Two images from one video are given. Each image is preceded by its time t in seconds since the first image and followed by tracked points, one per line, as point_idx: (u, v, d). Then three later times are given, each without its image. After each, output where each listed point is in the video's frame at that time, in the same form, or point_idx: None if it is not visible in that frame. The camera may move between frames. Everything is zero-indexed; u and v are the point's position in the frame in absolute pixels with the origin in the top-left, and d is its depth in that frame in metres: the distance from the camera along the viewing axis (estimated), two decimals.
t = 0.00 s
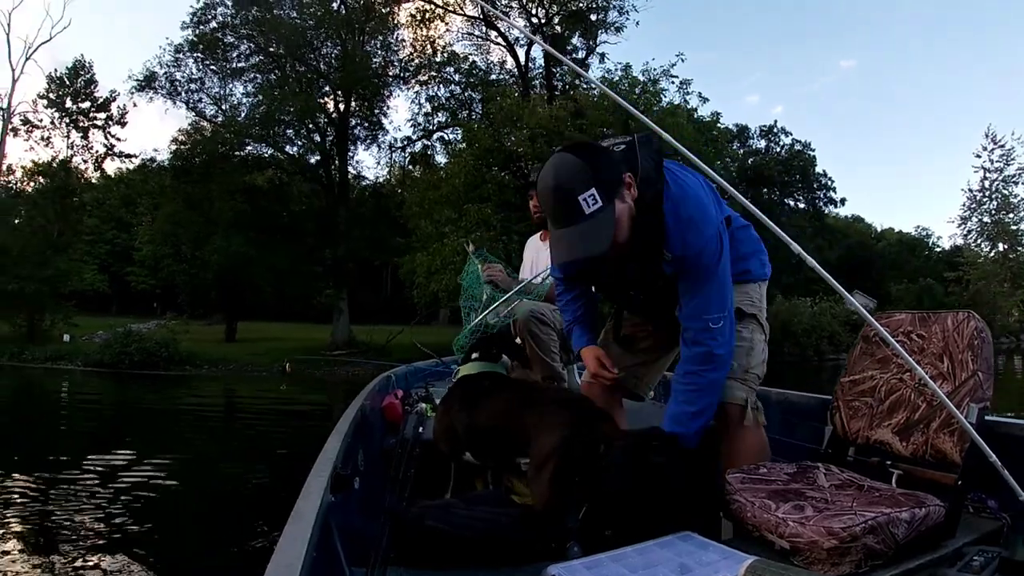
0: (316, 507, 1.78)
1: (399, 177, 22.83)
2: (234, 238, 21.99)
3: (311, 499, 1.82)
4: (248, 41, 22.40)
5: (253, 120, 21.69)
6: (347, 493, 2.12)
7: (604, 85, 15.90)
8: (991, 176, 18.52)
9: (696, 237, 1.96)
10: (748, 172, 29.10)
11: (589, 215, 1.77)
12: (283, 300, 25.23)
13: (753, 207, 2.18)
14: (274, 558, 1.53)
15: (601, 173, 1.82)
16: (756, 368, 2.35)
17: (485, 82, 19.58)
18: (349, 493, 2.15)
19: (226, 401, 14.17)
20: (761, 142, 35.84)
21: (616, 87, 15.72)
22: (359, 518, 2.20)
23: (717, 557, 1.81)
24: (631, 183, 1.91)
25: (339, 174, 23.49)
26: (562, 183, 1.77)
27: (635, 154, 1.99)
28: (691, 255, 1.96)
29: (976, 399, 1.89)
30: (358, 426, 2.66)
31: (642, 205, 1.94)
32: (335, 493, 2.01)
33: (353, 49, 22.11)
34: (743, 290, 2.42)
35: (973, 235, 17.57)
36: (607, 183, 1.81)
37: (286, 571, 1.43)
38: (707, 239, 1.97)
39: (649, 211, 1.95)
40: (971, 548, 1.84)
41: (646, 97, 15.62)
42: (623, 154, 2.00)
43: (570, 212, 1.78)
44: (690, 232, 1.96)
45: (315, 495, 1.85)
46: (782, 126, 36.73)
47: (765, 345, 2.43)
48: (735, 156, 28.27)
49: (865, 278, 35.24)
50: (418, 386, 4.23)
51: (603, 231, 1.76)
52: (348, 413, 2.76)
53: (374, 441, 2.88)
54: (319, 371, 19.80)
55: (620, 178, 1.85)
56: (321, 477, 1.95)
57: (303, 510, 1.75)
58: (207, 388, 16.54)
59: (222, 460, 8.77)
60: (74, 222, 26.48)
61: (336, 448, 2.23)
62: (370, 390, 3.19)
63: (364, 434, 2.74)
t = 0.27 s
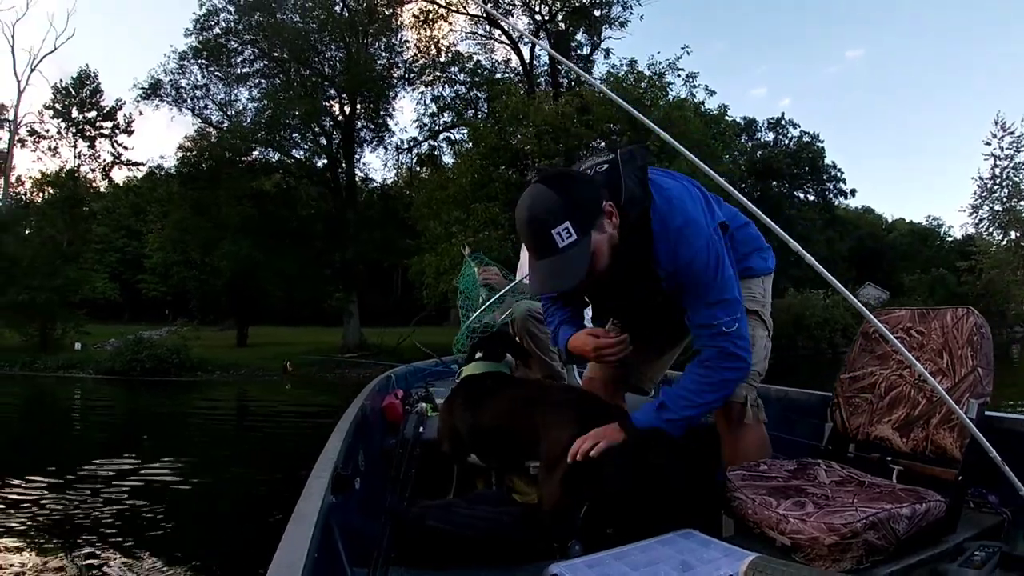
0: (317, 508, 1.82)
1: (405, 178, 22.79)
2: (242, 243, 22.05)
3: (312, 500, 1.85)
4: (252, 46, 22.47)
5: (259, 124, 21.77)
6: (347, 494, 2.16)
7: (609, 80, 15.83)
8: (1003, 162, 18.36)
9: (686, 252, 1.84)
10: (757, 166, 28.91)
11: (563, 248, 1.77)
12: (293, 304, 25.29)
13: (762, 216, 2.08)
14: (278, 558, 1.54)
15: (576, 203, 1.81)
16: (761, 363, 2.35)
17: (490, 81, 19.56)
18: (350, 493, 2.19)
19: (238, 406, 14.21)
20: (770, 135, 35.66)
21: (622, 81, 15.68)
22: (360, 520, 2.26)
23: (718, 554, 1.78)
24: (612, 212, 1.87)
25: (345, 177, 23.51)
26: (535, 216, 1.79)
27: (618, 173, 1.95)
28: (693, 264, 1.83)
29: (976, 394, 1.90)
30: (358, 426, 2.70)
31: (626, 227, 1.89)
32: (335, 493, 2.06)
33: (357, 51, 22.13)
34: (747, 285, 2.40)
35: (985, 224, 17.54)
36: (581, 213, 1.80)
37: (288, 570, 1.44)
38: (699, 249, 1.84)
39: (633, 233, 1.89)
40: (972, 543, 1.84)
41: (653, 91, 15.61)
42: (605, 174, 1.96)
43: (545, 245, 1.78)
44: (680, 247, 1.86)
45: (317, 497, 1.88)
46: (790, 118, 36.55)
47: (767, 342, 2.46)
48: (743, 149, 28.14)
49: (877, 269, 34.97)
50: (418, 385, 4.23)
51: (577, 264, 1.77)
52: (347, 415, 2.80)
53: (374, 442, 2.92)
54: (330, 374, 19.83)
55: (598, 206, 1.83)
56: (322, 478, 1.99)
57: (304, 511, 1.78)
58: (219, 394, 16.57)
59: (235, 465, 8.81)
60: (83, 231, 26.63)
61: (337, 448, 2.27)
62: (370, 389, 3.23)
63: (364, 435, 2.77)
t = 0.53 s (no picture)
0: (323, 514, 1.86)
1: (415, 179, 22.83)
2: (253, 244, 22.13)
3: (316, 506, 1.88)
4: (262, 47, 22.55)
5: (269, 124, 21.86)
6: (351, 497, 2.18)
7: (620, 78, 15.78)
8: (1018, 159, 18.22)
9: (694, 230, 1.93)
10: (768, 164, 28.78)
11: (563, 244, 1.78)
12: (304, 305, 25.35)
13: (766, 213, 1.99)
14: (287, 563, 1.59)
15: (572, 200, 1.81)
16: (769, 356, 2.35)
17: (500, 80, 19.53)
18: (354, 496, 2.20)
19: (250, 407, 14.27)
20: (782, 133, 35.46)
21: (633, 79, 15.66)
22: (364, 524, 2.29)
23: (724, 546, 1.76)
24: (610, 207, 1.91)
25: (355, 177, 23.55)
26: (533, 215, 1.80)
27: (609, 164, 1.99)
28: (704, 241, 1.93)
29: (977, 380, 1.98)
30: (360, 429, 2.72)
31: (626, 219, 1.94)
32: (341, 497, 2.09)
33: (366, 52, 22.17)
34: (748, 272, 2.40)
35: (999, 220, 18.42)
36: (579, 209, 1.81)
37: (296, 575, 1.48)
38: (705, 220, 1.94)
39: (632, 223, 1.94)
40: (977, 529, 1.85)
41: (664, 88, 15.59)
42: (597, 166, 2.00)
43: (545, 243, 1.79)
44: (687, 226, 1.94)
45: (320, 503, 1.90)
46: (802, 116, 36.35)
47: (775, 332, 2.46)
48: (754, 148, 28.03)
49: (890, 268, 34.72)
50: (419, 385, 4.26)
51: (578, 259, 1.78)
52: (349, 418, 2.81)
53: (376, 444, 2.93)
54: (341, 375, 19.86)
55: (597, 202, 1.85)
56: (326, 483, 2.04)
57: (310, 516, 1.81)
58: (230, 395, 16.63)
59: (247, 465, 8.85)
60: (94, 233, 26.78)
61: (339, 453, 2.30)
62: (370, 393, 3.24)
63: (366, 437, 2.77)
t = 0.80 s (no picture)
0: (322, 516, 1.86)
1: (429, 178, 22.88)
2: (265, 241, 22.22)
3: (318, 507, 1.91)
4: (277, 46, 22.60)
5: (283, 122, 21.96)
6: (352, 497, 2.21)
7: (636, 79, 15.70)
8: None
9: (698, 216, 2.05)
10: (783, 167, 28.65)
11: (562, 264, 1.80)
12: (315, 303, 25.43)
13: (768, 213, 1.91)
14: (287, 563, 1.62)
15: (571, 217, 1.82)
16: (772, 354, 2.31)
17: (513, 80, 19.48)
18: (355, 496, 2.23)
19: (262, 404, 14.33)
20: (797, 135, 35.23)
21: (648, 79, 15.59)
22: (367, 526, 2.31)
23: (725, 545, 1.76)
24: (611, 223, 1.93)
25: (369, 176, 23.62)
26: (532, 233, 1.80)
27: (603, 177, 2.01)
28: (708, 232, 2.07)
29: (978, 378, 1.99)
30: (361, 429, 2.74)
31: (627, 228, 1.96)
32: (342, 498, 2.11)
33: (380, 51, 22.22)
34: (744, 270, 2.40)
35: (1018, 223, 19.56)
36: (577, 224, 1.82)
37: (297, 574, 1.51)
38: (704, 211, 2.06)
39: (633, 233, 1.96)
40: (978, 527, 1.86)
41: (679, 88, 15.55)
42: (592, 180, 2.03)
43: (545, 262, 1.80)
44: (690, 216, 2.04)
45: (321, 505, 1.94)
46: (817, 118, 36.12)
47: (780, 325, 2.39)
48: (769, 149, 27.83)
49: (905, 272, 34.44)
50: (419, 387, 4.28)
51: (579, 276, 1.80)
52: (352, 418, 2.83)
53: (378, 445, 2.95)
54: (351, 374, 19.92)
55: (596, 219, 1.87)
56: (327, 484, 2.06)
57: (312, 518, 1.84)
58: (242, 392, 16.69)
59: (259, 463, 8.91)
60: (107, 229, 26.91)
61: (341, 454, 2.33)
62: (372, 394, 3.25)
63: (367, 437, 2.79)
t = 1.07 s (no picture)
0: (317, 515, 1.86)
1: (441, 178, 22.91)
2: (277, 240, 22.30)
3: (316, 504, 1.94)
4: (289, 45, 22.69)
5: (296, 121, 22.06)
6: (349, 495, 2.23)
7: (648, 77, 15.64)
8: None
9: (696, 214, 2.02)
10: (796, 167, 28.60)
11: (559, 267, 1.79)
12: (326, 302, 25.50)
13: (769, 221, 1.76)
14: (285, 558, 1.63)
15: (568, 220, 1.82)
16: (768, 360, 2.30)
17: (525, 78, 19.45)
18: (352, 494, 2.26)
19: (273, 402, 14.38)
20: (810, 136, 35.04)
21: (660, 78, 15.50)
22: (364, 525, 2.32)
23: (720, 550, 1.75)
24: (610, 225, 1.94)
25: (380, 175, 23.67)
26: (529, 237, 1.79)
27: (601, 178, 2.00)
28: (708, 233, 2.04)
29: (979, 388, 1.98)
30: (359, 428, 2.76)
31: (627, 232, 1.96)
32: (338, 496, 2.14)
33: (392, 51, 22.27)
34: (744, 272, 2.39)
35: None
36: (574, 228, 1.82)
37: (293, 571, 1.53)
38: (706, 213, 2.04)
39: (632, 235, 1.96)
40: (975, 536, 1.86)
41: (692, 86, 15.46)
42: (591, 181, 2.01)
43: (541, 265, 1.80)
44: (688, 215, 2.02)
45: (320, 500, 1.96)
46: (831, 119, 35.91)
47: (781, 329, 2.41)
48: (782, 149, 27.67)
49: (919, 273, 34.18)
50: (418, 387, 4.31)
51: (574, 281, 1.80)
52: (349, 417, 2.85)
53: (375, 444, 2.98)
54: (361, 372, 19.96)
55: (595, 220, 1.88)
56: (325, 482, 2.08)
57: (310, 513, 1.87)
58: (253, 390, 16.75)
59: (269, 461, 8.95)
60: (120, 228, 27.10)
61: (338, 452, 2.35)
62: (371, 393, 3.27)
63: (365, 436, 2.82)
